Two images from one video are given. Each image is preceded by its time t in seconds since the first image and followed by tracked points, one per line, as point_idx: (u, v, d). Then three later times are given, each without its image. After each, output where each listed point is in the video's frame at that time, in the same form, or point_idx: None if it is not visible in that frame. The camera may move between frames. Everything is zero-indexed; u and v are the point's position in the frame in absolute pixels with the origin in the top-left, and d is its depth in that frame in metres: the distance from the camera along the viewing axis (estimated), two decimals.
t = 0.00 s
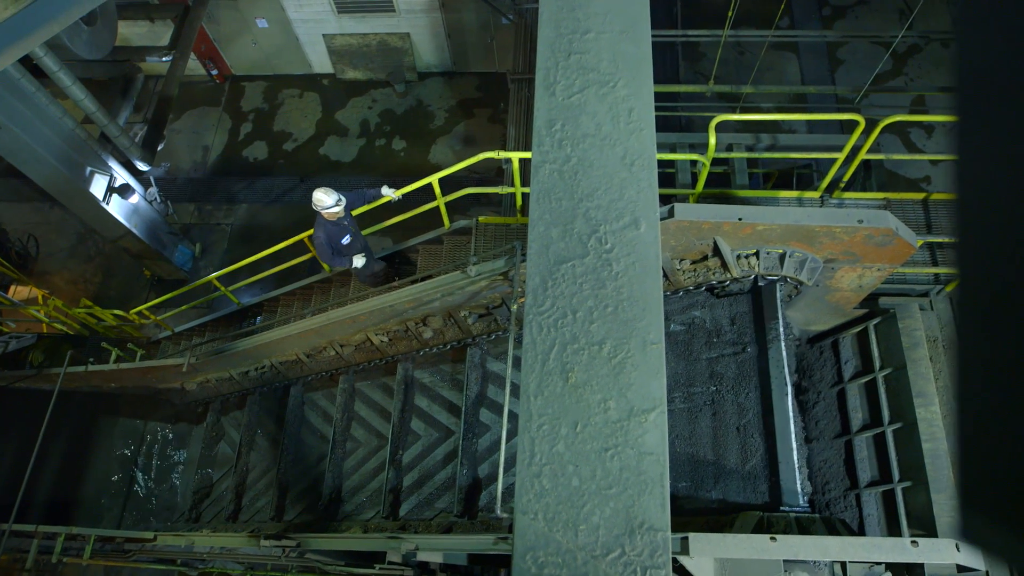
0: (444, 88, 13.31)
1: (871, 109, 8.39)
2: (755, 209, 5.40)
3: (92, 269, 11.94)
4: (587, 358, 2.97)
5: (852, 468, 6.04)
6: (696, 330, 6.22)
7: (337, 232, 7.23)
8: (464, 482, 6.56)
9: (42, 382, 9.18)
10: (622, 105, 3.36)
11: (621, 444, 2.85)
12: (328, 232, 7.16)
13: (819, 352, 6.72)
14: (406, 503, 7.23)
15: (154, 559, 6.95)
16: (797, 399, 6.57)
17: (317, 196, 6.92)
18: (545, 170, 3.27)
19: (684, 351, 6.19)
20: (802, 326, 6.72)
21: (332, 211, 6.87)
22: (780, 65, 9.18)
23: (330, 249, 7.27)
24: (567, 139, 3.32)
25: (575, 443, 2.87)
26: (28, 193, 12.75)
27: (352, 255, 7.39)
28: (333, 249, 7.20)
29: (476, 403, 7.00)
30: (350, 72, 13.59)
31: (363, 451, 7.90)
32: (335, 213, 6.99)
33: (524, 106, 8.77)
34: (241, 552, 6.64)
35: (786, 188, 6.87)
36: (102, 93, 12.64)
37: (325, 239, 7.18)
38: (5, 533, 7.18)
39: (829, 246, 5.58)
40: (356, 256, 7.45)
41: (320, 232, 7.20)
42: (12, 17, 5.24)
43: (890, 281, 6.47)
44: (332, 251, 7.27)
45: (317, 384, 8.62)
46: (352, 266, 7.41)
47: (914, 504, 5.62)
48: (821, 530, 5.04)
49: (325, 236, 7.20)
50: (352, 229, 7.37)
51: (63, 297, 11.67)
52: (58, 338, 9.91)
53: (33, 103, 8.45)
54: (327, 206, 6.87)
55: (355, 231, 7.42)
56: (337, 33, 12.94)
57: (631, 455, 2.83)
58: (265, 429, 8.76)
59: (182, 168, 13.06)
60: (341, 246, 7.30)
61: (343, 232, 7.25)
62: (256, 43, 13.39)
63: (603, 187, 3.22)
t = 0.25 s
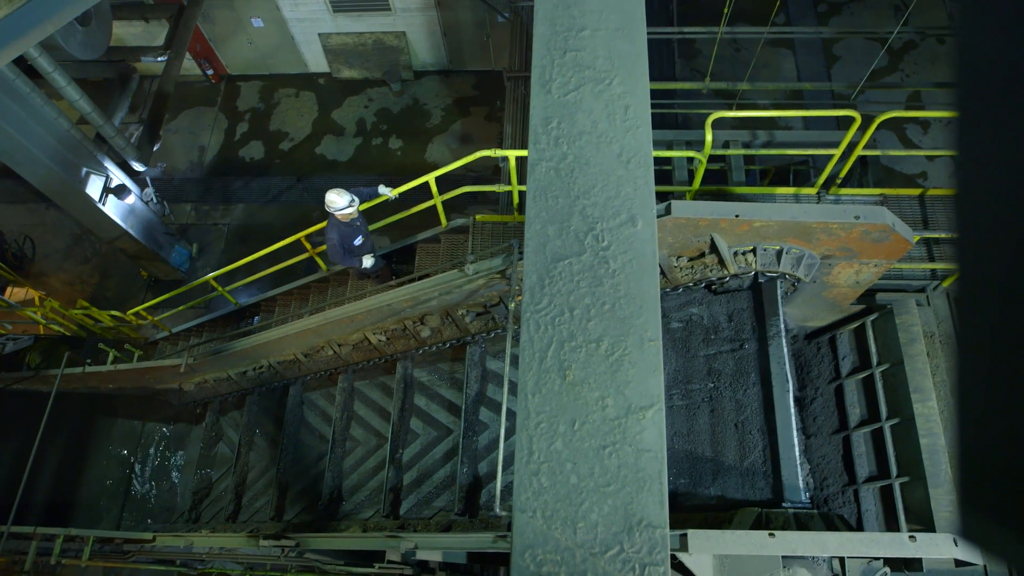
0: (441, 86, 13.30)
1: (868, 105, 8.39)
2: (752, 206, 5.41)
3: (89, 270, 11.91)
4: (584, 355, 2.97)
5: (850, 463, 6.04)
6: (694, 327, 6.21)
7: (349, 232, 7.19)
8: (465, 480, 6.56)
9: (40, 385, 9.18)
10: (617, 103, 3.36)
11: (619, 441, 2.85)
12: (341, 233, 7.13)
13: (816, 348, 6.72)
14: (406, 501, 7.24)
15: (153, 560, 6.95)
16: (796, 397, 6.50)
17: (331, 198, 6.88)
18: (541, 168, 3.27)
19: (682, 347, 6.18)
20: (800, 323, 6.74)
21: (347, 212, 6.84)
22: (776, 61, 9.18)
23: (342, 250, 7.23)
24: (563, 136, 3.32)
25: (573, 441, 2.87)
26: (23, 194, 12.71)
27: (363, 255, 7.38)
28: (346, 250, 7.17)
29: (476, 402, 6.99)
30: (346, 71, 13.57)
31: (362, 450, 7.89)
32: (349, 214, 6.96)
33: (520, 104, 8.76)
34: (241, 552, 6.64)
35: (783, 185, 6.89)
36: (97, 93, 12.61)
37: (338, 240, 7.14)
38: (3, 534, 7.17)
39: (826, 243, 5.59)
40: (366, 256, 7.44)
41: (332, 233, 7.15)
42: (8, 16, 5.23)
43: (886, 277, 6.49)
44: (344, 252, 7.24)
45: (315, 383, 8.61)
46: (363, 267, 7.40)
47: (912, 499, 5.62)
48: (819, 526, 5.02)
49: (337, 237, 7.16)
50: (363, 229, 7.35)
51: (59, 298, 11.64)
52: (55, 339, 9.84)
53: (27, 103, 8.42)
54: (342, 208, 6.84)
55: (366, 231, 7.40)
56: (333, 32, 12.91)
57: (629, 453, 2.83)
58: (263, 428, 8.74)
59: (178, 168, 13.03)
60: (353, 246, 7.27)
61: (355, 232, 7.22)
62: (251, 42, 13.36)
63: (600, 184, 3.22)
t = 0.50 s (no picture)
0: (438, 85, 13.29)
1: (865, 103, 8.40)
2: (749, 203, 5.41)
3: (86, 270, 11.90)
4: (583, 353, 2.97)
5: (849, 461, 6.05)
6: (692, 325, 6.21)
7: (359, 227, 6.97)
8: (467, 479, 6.56)
9: (37, 386, 9.20)
10: (615, 101, 3.36)
11: (618, 439, 2.85)
12: (351, 229, 6.89)
13: (816, 347, 6.77)
14: (407, 500, 7.24)
15: (153, 561, 6.95)
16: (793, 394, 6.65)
17: (337, 193, 6.69)
18: (539, 167, 3.27)
19: (680, 345, 6.18)
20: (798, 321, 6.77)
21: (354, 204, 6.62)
22: (773, 59, 9.19)
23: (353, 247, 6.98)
24: (561, 135, 3.32)
25: (571, 440, 2.87)
26: (21, 195, 12.70)
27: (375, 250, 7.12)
28: (357, 245, 6.92)
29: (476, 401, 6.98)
30: (343, 70, 13.56)
31: (362, 450, 7.88)
32: (357, 208, 6.75)
33: (518, 103, 8.76)
34: (240, 552, 6.64)
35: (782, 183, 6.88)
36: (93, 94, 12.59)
37: (349, 236, 6.90)
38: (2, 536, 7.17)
39: (823, 240, 5.60)
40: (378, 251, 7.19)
41: (342, 230, 6.93)
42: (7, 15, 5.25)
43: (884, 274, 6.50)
44: (356, 248, 6.99)
45: (314, 383, 8.60)
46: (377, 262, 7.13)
47: (911, 495, 5.62)
48: (819, 523, 5.01)
49: (347, 234, 6.92)
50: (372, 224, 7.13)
51: (57, 298, 11.63)
52: (53, 339, 9.85)
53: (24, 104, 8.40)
54: (349, 201, 6.64)
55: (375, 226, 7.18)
56: (330, 32, 12.90)
57: (627, 451, 2.83)
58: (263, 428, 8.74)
59: (176, 168, 13.02)
60: (364, 241, 7.02)
61: (365, 227, 6.99)
62: (248, 42, 13.34)
63: (598, 182, 3.22)
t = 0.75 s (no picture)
0: (436, 85, 13.29)
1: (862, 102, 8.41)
2: (747, 202, 5.41)
3: (85, 271, 11.89)
4: (582, 353, 2.97)
5: (848, 459, 6.07)
6: (691, 324, 6.20)
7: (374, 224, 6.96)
8: (467, 479, 6.57)
9: (36, 386, 9.19)
10: (614, 100, 3.36)
11: (616, 439, 2.85)
12: (366, 226, 6.88)
13: (816, 346, 6.77)
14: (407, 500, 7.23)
15: (152, 561, 6.95)
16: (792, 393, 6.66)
17: (352, 188, 6.69)
18: (538, 166, 3.27)
19: (679, 344, 6.18)
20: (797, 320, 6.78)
21: (370, 198, 6.62)
22: (770, 58, 9.20)
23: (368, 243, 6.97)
24: (560, 134, 3.32)
25: (570, 439, 2.87)
26: (19, 196, 12.69)
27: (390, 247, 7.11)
28: (372, 241, 6.91)
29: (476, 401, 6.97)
30: (341, 70, 13.56)
31: (361, 450, 7.87)
32: (372, 202, 6.75)
33: (516, 102, 8.76)
34: (240, 552, 6.63)
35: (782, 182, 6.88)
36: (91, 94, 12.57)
37: (364, 232, 6.90)
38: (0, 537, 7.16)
39: (822, 239, 5.60)
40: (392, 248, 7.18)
41: (357, 227, 6.92)
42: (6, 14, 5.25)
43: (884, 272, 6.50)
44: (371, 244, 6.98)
45: (313, 383, 8.60)
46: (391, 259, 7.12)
47: (910, 494, 5.63)
48: (818, 523, 5.01)
49: (362, 230, 6.92)
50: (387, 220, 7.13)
51: (56, 299, 11.61)
52: (52, 340, 9.84)
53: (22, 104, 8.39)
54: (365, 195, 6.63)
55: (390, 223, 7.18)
56: (328, 31, 12.89)
57: (626, 450, 2.83)
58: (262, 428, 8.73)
59: (174, 169, 13.01)
60: (379, 238, 7.00)
61: (380, 223, 6.98)
62: (246, 42, 13.33)
63: (597, 182, 3.22)
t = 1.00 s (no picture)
0: (435, 85, 13.30)
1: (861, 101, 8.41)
2: (746, 202, 5.42)
3: (84, 271, 11.88)
4: (581, 352, 2.98)
5: (847, 458, 6.07)
6: (690, 323, 6.20)
7: (386, 210, 6.73)
8: (468, 479, 6.58)
9: (35, 387, 9.19)
10: (612, 100, 3.36)
11: (615, 438, 2.85)
12: (378, 211, 6.64)
13: (815, 345, 6.77)
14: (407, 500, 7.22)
15: (152, 561, 6.94)
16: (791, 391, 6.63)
17: (365, 171, 6.42)
18: (537, 166, 3.27)
19: (679, 344, 6.18)
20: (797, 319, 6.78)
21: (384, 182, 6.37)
22: (769, 58, 9.21)
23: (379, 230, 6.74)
24: (559, 134, 3.32)
25: (569, 439, 2.87)
26: (18, 196, 12.68)
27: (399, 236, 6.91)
28: (384, 229, 6.69)
29: (476, 400, 6.97)
30: (340, 70, 13.56)
31: (361, 450, 7.85)
32: (385, 187, 6.49)
33: (515, 102, 8.77)
34: (240, 552, 6.62)
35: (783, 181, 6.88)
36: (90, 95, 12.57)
37: (375, 218, 6.65)
38: None
39: (821, 238, 5.60)
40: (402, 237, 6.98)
41: (368, 212, 6.66)
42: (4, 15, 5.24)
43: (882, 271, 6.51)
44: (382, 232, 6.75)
45: (313, 383, 8.60)
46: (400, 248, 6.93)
47: (910, 492, 5.65)
48: (818, 522, 5.03)
49: (373, 216, 6.67)
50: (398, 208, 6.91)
51: (55, 300, 11.60)
52: (51, 340, 9.89)
53: (20, 104, 8.39)
54: (379, 179, 6.37)
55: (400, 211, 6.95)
56: (327, 31, 12.89)
57: (626, 450, 2.83)
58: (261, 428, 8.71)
59: (173, 169, 13.01)
60: (391, 226, 6.79)
61: (392, 210, 6.76)
62: (245, 42, 13.32)
63: (596, 181, 3.22)
